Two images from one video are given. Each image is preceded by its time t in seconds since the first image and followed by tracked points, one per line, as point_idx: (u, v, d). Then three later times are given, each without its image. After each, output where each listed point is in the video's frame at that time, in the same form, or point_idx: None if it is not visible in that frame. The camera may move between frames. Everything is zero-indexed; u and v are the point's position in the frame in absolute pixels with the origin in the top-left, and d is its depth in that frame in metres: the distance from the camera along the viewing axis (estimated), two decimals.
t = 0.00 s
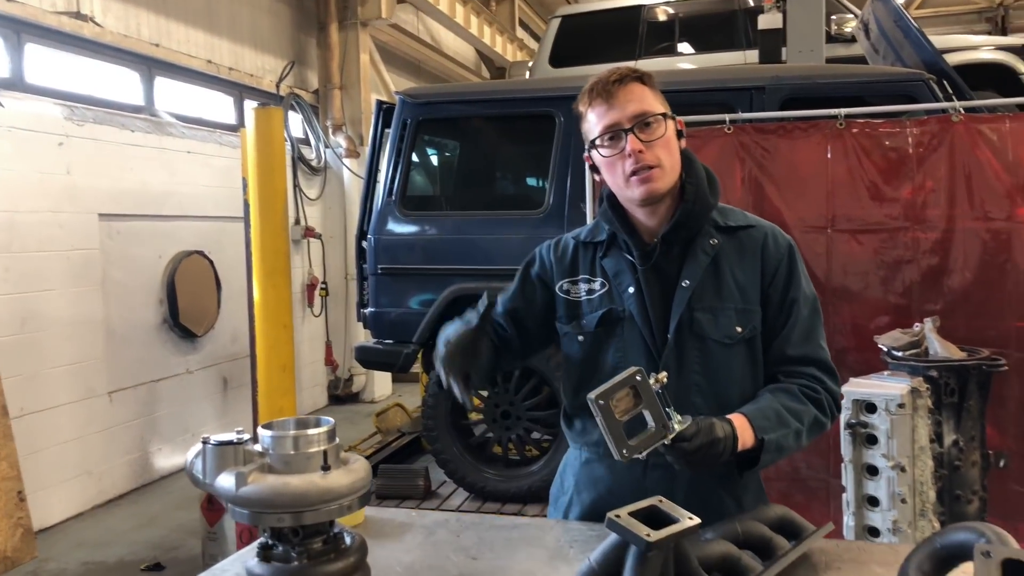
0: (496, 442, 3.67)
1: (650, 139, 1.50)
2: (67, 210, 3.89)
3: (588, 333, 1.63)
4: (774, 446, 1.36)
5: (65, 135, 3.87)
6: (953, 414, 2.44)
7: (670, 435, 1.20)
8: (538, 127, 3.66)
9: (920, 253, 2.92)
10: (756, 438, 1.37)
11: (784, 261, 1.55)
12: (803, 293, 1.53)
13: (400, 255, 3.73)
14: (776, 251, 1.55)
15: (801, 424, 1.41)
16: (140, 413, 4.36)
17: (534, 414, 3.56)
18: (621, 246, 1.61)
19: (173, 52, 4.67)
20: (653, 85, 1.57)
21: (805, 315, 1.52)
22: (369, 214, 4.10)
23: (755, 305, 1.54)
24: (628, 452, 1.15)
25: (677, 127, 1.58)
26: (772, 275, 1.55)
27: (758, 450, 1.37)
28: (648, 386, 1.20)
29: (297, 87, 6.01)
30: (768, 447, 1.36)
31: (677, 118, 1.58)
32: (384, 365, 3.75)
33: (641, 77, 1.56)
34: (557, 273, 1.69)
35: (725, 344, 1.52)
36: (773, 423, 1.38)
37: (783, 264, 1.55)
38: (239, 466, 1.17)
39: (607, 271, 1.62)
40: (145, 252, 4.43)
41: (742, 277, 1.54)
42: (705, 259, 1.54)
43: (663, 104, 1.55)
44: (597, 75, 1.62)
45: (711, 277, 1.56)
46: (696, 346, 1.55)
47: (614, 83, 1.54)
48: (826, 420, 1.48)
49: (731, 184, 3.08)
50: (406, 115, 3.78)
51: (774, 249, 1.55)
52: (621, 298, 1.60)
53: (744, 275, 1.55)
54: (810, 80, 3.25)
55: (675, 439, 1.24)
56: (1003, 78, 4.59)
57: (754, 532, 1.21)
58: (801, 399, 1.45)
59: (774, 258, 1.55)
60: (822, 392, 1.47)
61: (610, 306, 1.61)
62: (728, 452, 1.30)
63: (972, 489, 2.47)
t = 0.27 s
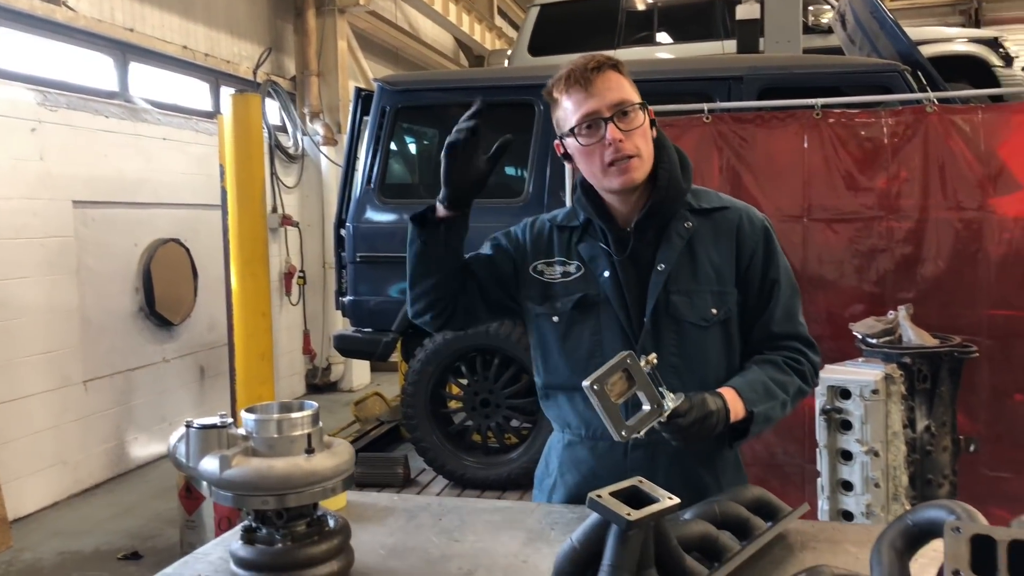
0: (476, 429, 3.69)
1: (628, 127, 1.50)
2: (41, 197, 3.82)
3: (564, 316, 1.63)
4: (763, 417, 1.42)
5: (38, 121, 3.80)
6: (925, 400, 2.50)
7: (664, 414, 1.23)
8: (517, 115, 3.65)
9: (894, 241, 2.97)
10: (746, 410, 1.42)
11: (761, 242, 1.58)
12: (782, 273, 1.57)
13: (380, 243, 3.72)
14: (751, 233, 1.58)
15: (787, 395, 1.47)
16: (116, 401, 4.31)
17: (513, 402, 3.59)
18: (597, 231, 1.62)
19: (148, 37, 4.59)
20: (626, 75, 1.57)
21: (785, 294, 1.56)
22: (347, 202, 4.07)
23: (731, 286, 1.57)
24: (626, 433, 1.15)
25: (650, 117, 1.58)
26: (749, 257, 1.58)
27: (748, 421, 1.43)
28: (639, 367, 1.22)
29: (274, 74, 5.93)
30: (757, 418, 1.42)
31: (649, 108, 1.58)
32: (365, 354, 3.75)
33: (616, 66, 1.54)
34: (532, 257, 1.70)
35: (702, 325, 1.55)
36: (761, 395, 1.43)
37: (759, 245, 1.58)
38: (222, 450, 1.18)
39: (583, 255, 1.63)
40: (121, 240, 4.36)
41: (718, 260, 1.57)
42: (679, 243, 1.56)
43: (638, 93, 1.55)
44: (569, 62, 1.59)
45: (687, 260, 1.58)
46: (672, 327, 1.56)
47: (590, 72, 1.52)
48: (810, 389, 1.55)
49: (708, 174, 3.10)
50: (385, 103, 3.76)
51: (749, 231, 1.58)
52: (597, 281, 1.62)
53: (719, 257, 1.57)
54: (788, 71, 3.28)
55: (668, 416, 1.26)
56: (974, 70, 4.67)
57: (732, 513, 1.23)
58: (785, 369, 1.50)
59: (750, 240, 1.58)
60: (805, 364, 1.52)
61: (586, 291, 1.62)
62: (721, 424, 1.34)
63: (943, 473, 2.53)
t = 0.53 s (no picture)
0: (453, 414, 3.69)
1: (615, 109, 1.49)
2: (8, 181, 3.73)
3: (548, 298, 1.63)
4: (728, 403, 1.43)
5: (4, 102, 3.70)
6: (896, 381, 2.54)
7: (631, 397, 1.24)
8: (494, 99, 3.63)
9: (867, 225, 3.01)
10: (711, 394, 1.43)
11: (740, 228, 1.61)
12: (758, 259, 1.60)
13: (356, 227, 3.69)
14: (731, 219, 1.61)
15: (753, 381, 1.49)
16: (88, 388, 4.24)
17: (490, 386, 3.59)
18: (581, 213, 1.62)
19: (117, 18, 4.49)
20: (617, 54, 1.55)
21: (759, 279, 1.59)
22: (322, 186, 4.02)
23: (711, 270, 1.59)
24: (593, 415, 1.16)
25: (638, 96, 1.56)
26: (728, 242, 1.60)
27: (713, 406, 1.44)
28: (606, 350, 1.22)
29: (247, 56, 5.83)
30: (723, 403, 1.43)
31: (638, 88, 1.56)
32: (341, 339, 3.70)
33: (607, 44, 1.53)
34: (514, 239, 1.69)
35: (683, 307, 1.56)
36: (728, 380, 1.45)
37: (739, 231, 1.60)
38: (196, 431, 1.17)
39: (566, 237, 1.64)
40: (91, 224, 4.28)
41: (699, 244, 1.59)
42: (663, 225, 1.57)
43: (628, 73, 1.54)
44: (560, 38, 1.57)
45: (669, 243, 1.59)
46: (654, 309, 1.57)
47: (579, 51, 1.51)
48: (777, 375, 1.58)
49: (685, 158, 3.11)
50: (359, 85, 3.71)
51: (729, 217, 1.60)
52: (579, 263, 1.61)
53: (701, 241, 1.59)
54: (764, 55, 3.29)
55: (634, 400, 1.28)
56: (945, 57, 4.73)
57: (706, 490, 1.24)
58: (752, 356, 1.52)
59: (730, 226, 1.60)
60: (774, 351, 1.55)
61: (568, 273, 1.61)
62: (686, 407, 1.36)
63: (914, 453, 2.57)
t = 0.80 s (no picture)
0: (442, 412, 3.69)
1: (590, 112, 1.49)
2: None
3: (542, 297, 1.63)
4: (716, 404, 1.45)
5: None
6: (882, 380, 2.57)
7: (623, 394, 1.25)
8: (483, 97, 3.62)
9: (854, 225, 3.03)
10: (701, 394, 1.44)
11: (732, 233, 1.62)
12: (749, 262, 1.62)
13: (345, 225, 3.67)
14: (724, 223, 1.63)
15: (741, 383, 1.50)
16: (74, 386, 4.21)
17: (479, 384, 3.59)
18: (575, 213, 1.63)
19: (104, 13, 4.44)
20: (604, 55, 1.53)
21: (749, 283, 1.61)
22: (311, 183, 4.01)
23: (703, 272, 1.60)
24: (585, 410, 1.18)
25: (626, 96, 1.54)
26: (720, 246, 1.62)
27: (702, 406, 1.45)
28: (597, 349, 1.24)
29: (235, 52, 5.79)
30: (712, 404, 1.45)
31: (627, 87, 1.53)
32: (329, 337, 3.69)
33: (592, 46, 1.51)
34: (509, 237, 1.69)
35: (676, 308, 1.57)
36: (717, 382, 1.47)
37: (731, 235, 1.62)
38: (187, 431, 1.16)
39: (560, 236, 1.64)
40: (78, 221, 4.24)
41: (692, 246, 1.60)
42: (657, 226, 1.58)
43: (614, 74, 1.52)
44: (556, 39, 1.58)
45: (663, 244, 1.60)
46: (647, 309, 1.58)
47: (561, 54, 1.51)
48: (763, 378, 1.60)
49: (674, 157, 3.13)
50: (348, 83, 3.70)
51: (722, 221, 1.62)
52: (572, 263, 1.61)
53: (694, 244, 1.60)
54: (752, 55, 3.30)
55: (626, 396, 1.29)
56: (930, 57, 4.77)
57: (696, 490, 1.25)
58: (742, 359, 1.54)
59: (722, 230, 1.62)
60: (762, 354, 1.57)
61: (561, 272, 1.61)
62: (676, 407, 1.37)
63: (899, 451, 2.60)
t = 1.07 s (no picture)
0: (437, 419, 3.69)
1: (591, 122, 1.50)
2: None
3: (539, 306, 1.64)
4: (714, 419, 1.46)
5: None
6: (877, 388, 2.57)
7: (618, 415, 1.26)
8: (480, 105, 3.64)
9: (848, 235, 3.05)
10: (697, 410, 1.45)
11: (731, 243, 1.62)
12: (748, 273, 1.62)
13: (341, 233, 3.67)
14: (723, 233, 1.62)
15: (739, 397, 1.51)
16: (68, 393, 4.19)
17: (475, 392, 3.59)
18: (574, 224, 1.63)
19: (101, 20, 4.45)
20: (605, 66, 1.55)
21: (748, 295, 1.60)
22: (307, 191, 4.01)
23: (701, 283, 1.60)
24: (581, 434, 1.18)
25: (626, 107, 1.55)
26: (719, 256, 1.62)
27: (699, 421, 1.47)
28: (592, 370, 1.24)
29: (231, 60, 5.79)
30: (709, 419, 1.45)
31: (626, 99, 1.55)
32: (324, 344, 3.69)
33: (593, 58, 1.54)
34: (508, 246, 1.70)
35: (673, 319, 1.57)
36: (714, 397, 1.47)
37: (729, 245, 1.62)
38: (187, 441, 1.17)
39: (558, 246, 1.64)
40: (73, 227, 4.23)
41: (690, 257, 1.60)
42: (655, 237, 1.58)
43: (614, 86, 1.53)
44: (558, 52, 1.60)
45: (660, 255, 1.60)
46: (643, 319, 1.58)
47: (563, 65, 1.53)
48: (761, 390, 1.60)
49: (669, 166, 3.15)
50: (345, 91, 3.71)
51: (720, 232, 1.62)
52: (569, 273, 1.62)
53: (691, 255, 1.60)
54: (747, 65, 3.32)
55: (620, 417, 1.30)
56: (923, 67, 4.80)
57: (693, 500, 1.26)
58: (740, 371, 1.54)
59: (721, 240, 1.62)
60: (760, 367, 1.57)
61: (559, 281, 1.62)
62: (671, 425, 1.37)
63: (894, 460, 2.61)
